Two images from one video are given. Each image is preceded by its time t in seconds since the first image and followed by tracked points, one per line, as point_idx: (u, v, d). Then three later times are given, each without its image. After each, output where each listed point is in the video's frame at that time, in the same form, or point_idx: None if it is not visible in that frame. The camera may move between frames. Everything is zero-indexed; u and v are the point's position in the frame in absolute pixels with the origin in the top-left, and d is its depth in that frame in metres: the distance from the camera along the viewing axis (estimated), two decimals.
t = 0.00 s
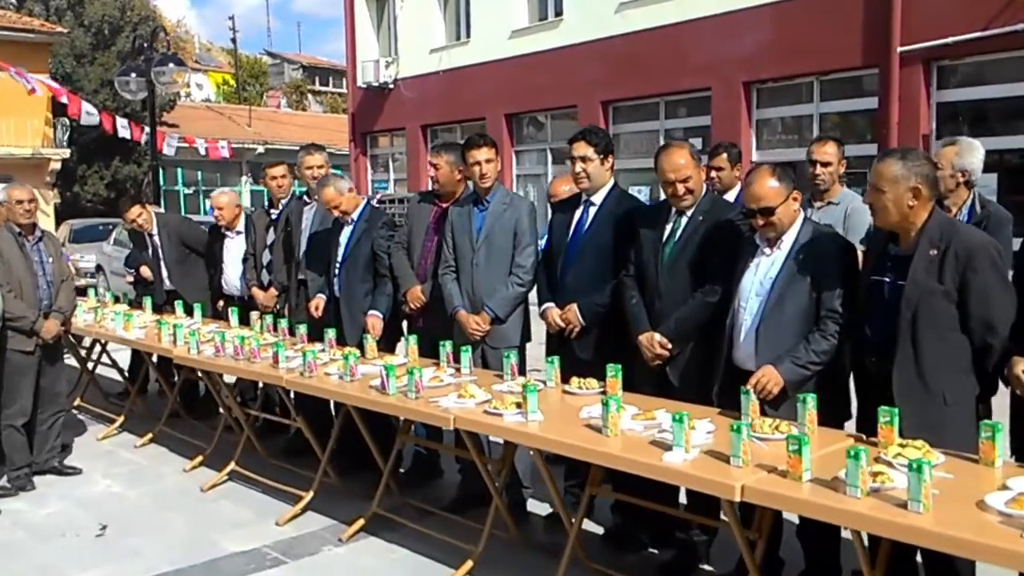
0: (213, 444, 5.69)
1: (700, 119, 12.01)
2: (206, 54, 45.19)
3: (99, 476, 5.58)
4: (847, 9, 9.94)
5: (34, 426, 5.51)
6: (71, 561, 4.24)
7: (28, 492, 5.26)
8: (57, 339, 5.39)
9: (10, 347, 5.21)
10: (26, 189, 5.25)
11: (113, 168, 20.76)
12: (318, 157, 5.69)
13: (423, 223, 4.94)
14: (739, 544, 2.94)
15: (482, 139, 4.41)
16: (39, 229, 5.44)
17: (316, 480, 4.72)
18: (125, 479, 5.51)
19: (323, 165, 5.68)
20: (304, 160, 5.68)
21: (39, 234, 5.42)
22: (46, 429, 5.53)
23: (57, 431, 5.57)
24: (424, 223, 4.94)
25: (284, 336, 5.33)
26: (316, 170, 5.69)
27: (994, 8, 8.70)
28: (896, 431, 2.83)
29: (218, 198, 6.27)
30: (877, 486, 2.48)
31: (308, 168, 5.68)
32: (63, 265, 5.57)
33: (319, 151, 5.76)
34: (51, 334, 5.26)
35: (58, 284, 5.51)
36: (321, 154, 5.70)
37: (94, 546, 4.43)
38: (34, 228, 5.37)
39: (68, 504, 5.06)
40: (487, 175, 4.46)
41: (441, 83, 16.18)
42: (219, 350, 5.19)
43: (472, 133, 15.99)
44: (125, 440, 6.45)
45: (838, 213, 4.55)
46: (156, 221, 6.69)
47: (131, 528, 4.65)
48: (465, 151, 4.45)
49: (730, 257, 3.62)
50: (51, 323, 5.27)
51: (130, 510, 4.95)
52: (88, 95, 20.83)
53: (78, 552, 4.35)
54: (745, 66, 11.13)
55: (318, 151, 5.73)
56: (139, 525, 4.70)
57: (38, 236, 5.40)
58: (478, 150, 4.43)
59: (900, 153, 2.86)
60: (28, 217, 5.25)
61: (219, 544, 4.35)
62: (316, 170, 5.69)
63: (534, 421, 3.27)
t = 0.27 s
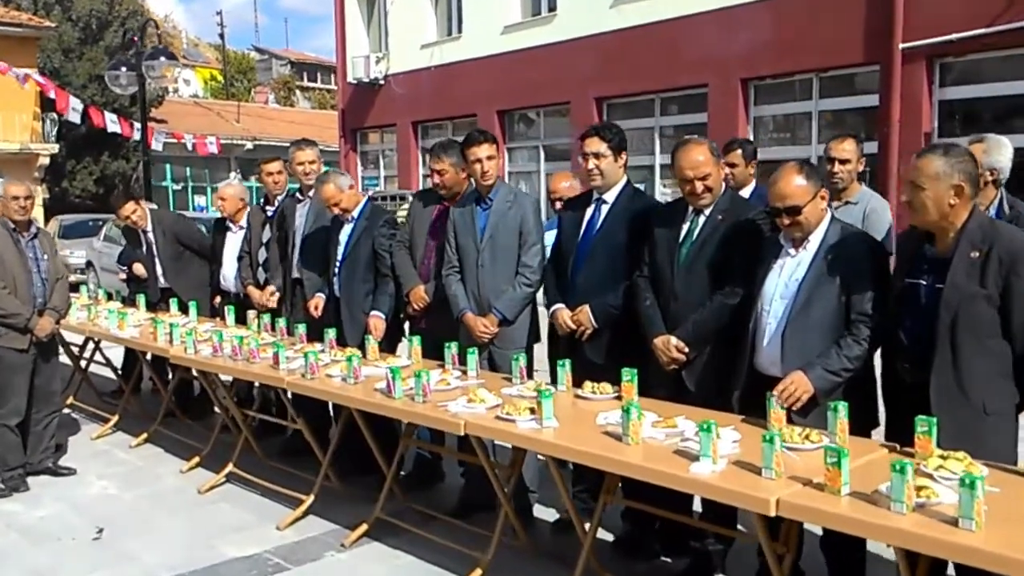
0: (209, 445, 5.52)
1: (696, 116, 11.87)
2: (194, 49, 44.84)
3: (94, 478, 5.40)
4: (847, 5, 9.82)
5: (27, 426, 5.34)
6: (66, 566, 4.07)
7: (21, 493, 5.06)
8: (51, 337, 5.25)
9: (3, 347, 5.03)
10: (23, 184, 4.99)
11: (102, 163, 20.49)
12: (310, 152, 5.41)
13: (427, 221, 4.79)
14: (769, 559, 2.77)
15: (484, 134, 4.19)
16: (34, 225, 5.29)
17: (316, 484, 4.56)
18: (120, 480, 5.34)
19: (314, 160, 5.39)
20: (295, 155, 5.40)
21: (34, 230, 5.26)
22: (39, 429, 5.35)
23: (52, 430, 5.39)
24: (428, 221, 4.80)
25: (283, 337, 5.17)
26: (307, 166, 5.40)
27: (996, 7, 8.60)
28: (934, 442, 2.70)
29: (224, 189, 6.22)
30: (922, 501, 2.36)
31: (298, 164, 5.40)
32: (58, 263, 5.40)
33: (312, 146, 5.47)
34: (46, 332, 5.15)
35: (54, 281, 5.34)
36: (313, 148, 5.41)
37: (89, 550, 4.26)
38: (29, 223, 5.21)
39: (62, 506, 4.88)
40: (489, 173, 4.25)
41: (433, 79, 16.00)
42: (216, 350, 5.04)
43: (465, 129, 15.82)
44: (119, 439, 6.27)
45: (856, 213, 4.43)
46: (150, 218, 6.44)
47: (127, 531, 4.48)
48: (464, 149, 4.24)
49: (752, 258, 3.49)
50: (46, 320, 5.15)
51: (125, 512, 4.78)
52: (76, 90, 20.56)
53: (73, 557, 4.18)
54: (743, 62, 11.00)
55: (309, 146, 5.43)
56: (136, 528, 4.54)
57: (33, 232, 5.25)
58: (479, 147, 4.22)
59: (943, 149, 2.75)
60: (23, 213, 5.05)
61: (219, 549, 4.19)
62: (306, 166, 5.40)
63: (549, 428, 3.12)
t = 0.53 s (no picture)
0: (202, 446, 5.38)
1: (690, 112, 11.78)
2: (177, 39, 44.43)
3: (80, 480, 5.25)
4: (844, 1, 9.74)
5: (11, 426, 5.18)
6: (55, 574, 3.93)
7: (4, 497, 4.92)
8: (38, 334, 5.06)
9: None
10: (10, 174, 4.89)
11: (83, 154, 20.21)
12: (310, 143, 5.22)
13: (429, 215, 4.66)
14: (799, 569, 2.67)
15: (488, 128, 4.02)
16: (23, 217, 5.12)
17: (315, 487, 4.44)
18: (108, 482, 5.19)
19: (315, 151, 5.21)
20: (293, 146, 5.22)
21: (22, 222, 5.10)
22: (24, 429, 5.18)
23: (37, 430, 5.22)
24: (430, 217, 4.65)
25: (280, 333, 5.04)
26: (307, 158, 5.22)
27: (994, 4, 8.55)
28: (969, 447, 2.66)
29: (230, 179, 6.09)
30: (968, 510, 2.27)
31: (298, 156, 5.23)
32: (47, 257, 5.23)
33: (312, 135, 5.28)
34: (30, 329, 4.94)
35: (41, 276, 5.18)
36: (313, 140, 5.21)
37: (79, 556, 4.12)
38: (17, 215, 5.05)
39: (48, 510, 4.74)
40: (495, 169, 4.10)
41: (425, 71, 15.83)
42: (212, 347, 4.91)
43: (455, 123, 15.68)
44: (106, 439, 6.12)
45: (874, 210, 4.37)
46: (139, 210, 6.34)
47: (118, 536, 4.35)
48: (468, 143, 4.07)
49: (774, 254, 3.40)
50: (31, 316, 4.95)
51: (115, 516, 4.64)
52: (57, 79, 20.25)
53: (61, 564, 4.04)
54: (738, 59, 10.91)
55: (309, 136, 5.26)
56: (127, 533, 4.40)
57: (20, 224, 5.08)
58: (484, 142, 4.05)
59: (982, 143, 2.73)
60: (9, 205, 4.90)
61: (214, 556, 4.06)
62: (306, 157, 5.22)
63: (568, 432, 3.02)
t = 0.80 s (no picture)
0: (191, 450, 5.21)
1: (676, 112, 11.72)
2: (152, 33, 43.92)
3: (64, 485, 5.08)
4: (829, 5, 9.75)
5: None
6: None
7: None
8: (18, 333, 4.96)
9: None
10: None
11: (54, 148, 19.86)
12: (309, 138, 5.09)
13: (428, 213, 4.54)
14: None
15: (495, 125, 3.86)
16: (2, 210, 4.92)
17: (315, 492, 4.30)
18: (93, 488, 5.02)
19: (315, 146, 5.08)
20: (293, 140, 5.10)
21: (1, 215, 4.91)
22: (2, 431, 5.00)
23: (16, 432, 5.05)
24: (432, 213, 4.53)
25: (275, 333, 4.92)
26: (308, 153, 5.10)
27: (978, 9, 8.60)
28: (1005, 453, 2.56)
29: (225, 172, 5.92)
30: (1019, 518, 2.20)
31: (296, 152, 5.10)
32: (27, 251, 5.04)
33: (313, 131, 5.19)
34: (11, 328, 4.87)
35: (21, 272, 5.00)
36: (312, 134, 5.09)
37: (67, 567, 3.97)
38: None
39: (32, 517, 4.57)
40: (499, 168, 3.96)
41: (408, 68, 15.66)
42: (204, 347, 4.71)
43: (437, 122, 15.54)
44: (89, 443, 5.94)
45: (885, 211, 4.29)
46: (122, 205, 6.09)
47: (107, 545, 4.20)
48: (473, 142, 3.90)
49: (795, 255, 3.32)
50: (11, 316, 4.86)
51: (104, 524, 4.48)
52: (29, 72, 19.87)
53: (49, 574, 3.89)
54: (724, 60, 10.84)
55: (309, 131, 5.15)
56: (116, 541, 4.25)
57: None
58: (489, 139, 3.89)
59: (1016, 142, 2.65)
60: None
61: (209, 565, 3.93)
62: (306, 153, 5.10)
63: (590, 436, 2.92)
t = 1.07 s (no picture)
0: (170, 457, 5.06)
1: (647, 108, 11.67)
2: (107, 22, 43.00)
3: (36, 495, 4.90)
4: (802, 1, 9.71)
5: None
6: None
7: None
8: None
9: None
10: None
11: (7, 141, 19.34)
12: (293, 136, 4.91)
13: (417, 212, 4.41)
14: None
15: (490, 120, 3.66)
16: None
17: (305, 500, 4.19)
18: (68, 497, 4.85)
19: (300, 143, 4.91)
20: (277, 139, 4.91)
21: None
22: None
23: None
24: (422, 211, 4.41)
25: (257, 336, 4.78)
26: (295, 152, 4.94)
27: (949, 7, 8.60)
28: None
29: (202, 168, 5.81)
30: None
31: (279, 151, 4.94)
32: None
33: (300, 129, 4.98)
34: None
35: None
36: (296, 132, 4.91)
37: None
38: None
39: (5, 530, 4.40)
40: (495, 165, 3.77)
41: (375, 60, 15.42)
42: (185, 351, 4.52)
43: (406, 116, 15.34)
44: (60, 449, 5.74)
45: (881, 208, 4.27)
46: (92, 202, 5.86)
47: (87, 559, 4.05)
48: (467, 136, 3.71)
49: (804, 255, 3.27)
50: None
51: (81, 535, 4.32)
52: None
53: None
54: (696, 56, 10.78)
55: (295, 128, 4.94)
56: (96, 554, 4.10)
57: None
58: (485, 137, 3.70)
59: None
60: None
61: None
62: (291, 152, 4.93)
63: (604, 444, 2.84)
